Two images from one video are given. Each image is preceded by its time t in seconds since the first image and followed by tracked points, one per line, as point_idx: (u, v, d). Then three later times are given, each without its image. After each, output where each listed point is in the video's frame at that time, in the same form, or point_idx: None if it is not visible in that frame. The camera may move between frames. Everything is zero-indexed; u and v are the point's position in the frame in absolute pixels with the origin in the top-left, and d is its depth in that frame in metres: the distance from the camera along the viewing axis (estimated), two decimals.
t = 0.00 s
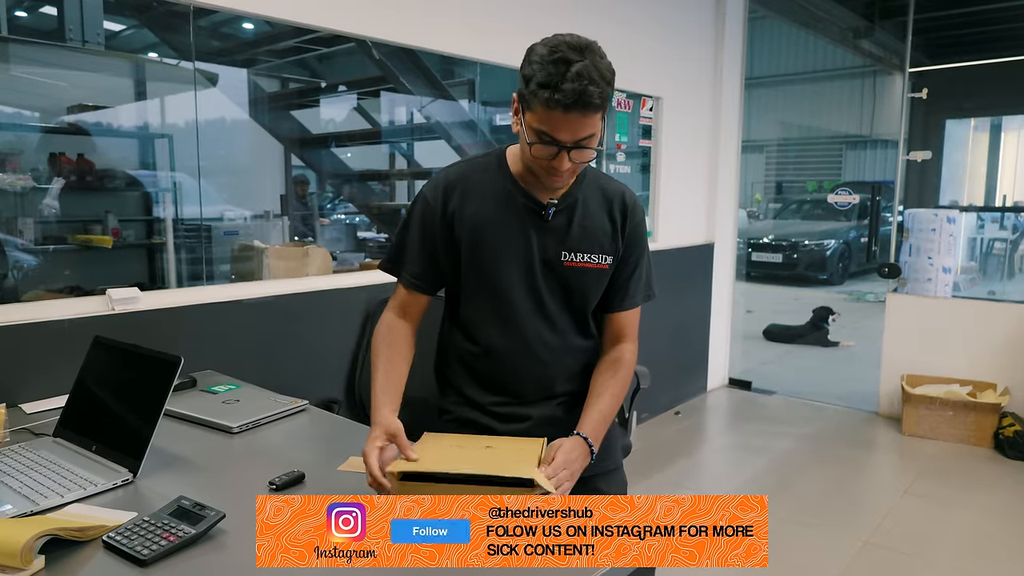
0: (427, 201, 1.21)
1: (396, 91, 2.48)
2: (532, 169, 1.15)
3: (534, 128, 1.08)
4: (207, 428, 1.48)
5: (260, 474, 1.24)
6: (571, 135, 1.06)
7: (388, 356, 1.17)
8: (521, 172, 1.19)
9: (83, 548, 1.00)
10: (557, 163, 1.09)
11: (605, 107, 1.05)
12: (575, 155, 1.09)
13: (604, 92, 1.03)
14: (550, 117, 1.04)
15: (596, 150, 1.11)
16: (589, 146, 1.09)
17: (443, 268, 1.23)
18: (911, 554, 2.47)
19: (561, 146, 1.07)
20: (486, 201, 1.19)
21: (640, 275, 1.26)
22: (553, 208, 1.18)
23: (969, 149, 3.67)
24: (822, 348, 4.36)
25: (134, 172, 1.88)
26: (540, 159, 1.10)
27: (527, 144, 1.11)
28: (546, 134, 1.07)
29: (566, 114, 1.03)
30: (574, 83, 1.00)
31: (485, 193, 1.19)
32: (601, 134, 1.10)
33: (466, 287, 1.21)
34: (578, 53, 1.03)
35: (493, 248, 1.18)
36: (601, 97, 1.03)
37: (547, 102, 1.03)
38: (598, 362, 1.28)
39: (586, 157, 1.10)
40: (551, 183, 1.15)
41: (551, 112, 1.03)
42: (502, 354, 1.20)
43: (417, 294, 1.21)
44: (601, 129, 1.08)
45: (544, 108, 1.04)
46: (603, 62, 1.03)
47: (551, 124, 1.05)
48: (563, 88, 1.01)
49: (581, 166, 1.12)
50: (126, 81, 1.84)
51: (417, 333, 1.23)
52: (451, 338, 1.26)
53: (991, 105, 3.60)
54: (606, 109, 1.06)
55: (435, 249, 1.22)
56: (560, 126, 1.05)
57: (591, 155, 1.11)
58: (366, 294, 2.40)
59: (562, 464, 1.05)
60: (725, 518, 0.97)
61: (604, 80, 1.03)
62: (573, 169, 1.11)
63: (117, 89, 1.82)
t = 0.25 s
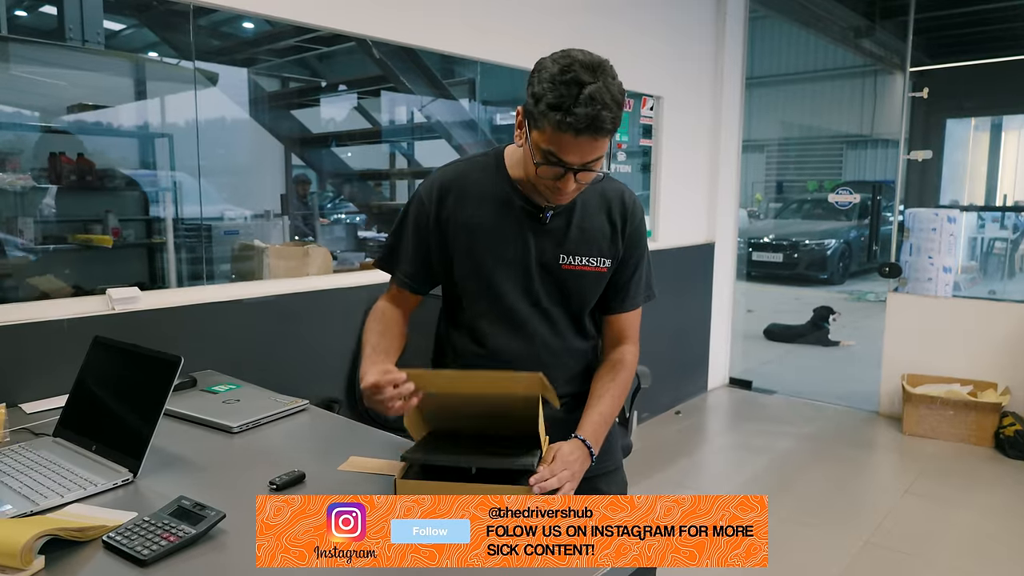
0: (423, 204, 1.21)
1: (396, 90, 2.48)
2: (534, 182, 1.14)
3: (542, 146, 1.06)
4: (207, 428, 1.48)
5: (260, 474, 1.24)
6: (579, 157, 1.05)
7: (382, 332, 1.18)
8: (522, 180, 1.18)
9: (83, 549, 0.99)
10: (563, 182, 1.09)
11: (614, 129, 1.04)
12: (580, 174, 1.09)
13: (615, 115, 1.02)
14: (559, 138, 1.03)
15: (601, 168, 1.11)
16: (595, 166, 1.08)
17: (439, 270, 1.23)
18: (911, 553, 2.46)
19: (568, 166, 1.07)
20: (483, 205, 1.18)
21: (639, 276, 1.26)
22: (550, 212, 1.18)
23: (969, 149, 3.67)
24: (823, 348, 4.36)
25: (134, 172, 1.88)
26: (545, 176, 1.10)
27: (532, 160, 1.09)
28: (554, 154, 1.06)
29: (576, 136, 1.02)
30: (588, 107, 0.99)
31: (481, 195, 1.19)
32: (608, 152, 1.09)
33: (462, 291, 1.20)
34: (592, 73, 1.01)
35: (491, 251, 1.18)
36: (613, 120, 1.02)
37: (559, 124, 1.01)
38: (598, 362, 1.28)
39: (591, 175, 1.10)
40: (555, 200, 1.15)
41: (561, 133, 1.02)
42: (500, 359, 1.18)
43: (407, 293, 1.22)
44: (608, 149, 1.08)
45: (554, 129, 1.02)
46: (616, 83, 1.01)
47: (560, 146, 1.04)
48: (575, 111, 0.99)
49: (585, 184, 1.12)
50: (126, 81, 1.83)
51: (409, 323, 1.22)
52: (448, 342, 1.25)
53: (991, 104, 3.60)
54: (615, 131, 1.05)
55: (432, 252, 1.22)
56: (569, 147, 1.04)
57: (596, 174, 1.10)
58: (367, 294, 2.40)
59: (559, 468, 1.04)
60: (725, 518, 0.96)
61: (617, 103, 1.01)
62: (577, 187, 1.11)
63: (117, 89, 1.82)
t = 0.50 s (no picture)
0: (423, 208, 1.22)
1: (396, 89, 2.47)
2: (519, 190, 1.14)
3: (519, 157, 1.05)
4: (208, 428, 1.47)
5: (262, 475, 1.24)
6: (553, 172, 1.03)
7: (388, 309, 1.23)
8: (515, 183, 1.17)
9: (83, 550, 0.99)
10: (539, 195, 1.08)
11: (592, 146, 1.01)
12: (558, 188, 1.07)
13: (591, 133, 0.98)
14: (532, 153, 1.01)
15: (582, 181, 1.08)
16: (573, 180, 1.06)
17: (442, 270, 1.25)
18: (912, 553, 2.46)
19: (543, 181, 1.05)
20: (481, 209, 1.18)
21: (647, 274, 1.22)
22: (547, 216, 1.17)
23: (969, 148, 3.67)
24: (823, 347, 4.36)
25: (134, 171, 1.87)
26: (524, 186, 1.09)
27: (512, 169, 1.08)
28: (529, 167, 1.04)
29: (547, 154, 1.00)
30: (558, 127, 0.96)
31: (481, 199, 1.18)
32: (587, 166, 1.06)
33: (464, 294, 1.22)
34: (570, 87, 0.97)
35: (489, 256, 1.19)
36: (587, 139, 0.98)
37: (530, 140, 0.99)
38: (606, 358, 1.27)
39: (570, 189, 1.08)
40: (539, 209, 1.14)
41: (533, 148, 1.00)
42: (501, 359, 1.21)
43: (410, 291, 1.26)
44: (587, 164, 1.04)
45: (526, 144, 1.00)
46: (595, 99, 0.97)
47: (533, 160, 1.02)
48: (546, 127, 0.97)
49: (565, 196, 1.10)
50: (126, 80, 1.83)
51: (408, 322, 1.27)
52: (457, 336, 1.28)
53: (991, 104, 3.59)
54: (594, 147, 1.01)
55: (434, 254, 1.24)
56: (542, 162, 1.02)
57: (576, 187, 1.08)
58: (368, 293, 2.40)
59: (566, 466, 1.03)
60: (725, 518, 0.95)
61: (593, 121, 0.97)
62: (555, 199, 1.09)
63: (116, 88, 1.81)
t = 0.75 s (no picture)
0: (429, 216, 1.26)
1: (397, 88, 2.46)
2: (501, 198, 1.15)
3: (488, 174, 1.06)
4: (209, 429, 1.46)
5: (264, 476, 1.23)
6: (516, 192, 1.04)
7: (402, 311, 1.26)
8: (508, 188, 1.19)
9: (84, 554, 0.98)
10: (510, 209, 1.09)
11: (552, 168, 0.99)
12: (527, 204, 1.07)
13: (548, 156, 0.97)
14: (494, 174, 1.02)
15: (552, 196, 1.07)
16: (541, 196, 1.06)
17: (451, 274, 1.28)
18: (914, 553, 2.45)
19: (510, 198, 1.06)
20: (478, 216, 1.20)
21: (656, 273, 1.17)
22: (542, 219, 1.17)
23: (969, 148, 3.67)
24: (823, 347, 4.36)
25: (133, 170, 1.86)
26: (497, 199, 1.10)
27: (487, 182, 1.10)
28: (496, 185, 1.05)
29: (506, 177, 1.00)
30: (509, 153, 0.95)
31: (480, 205, 1.20)
32: (556, 183, 1.05)
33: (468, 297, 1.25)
34: (525, 109, 0.96)
35: (488, 262, 1.21)
36: (543, 163, 0.97)
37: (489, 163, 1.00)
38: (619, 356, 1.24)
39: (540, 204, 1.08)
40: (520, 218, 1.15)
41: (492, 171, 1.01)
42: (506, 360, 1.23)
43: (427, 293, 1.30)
44: (552, 183, 1.03)
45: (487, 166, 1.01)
46: (551, 124, 0.95)
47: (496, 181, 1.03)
48: (500, 152, 0.97)
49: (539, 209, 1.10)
50: (125, 78, 1.82)
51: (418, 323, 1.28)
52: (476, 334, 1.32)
53: (992, 104, 3.59)
54: (555, 168, 1.00)
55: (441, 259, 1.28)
56: (503, 183, 1.02)
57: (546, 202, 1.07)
58: (369, 293, 2.39)
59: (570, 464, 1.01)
60: (725, 518, 0.94)
61: (547, 147, 0.96)
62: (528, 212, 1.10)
63: (115, 86, 1.80)
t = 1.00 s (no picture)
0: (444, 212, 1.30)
1: (397, 86, 2.46)
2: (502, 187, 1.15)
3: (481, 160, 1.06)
4: (208, 431, 1.44)
5: (265, 479, 1.21)
6: (507, 173, 1.02)
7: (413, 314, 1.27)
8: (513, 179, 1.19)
9: (81, 560, 0.96)
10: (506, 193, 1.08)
11: (537, 145, 0.98)
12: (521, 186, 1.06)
13: (530, 132, 0.95)
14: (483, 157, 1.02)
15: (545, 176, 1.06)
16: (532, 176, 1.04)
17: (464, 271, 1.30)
18: (914, 553, 2.45)
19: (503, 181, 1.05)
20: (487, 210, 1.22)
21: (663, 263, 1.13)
22: (544, 210, 1.17)
23: (966, 148, 3.67)
24: (821, 346, 4.36)
25: (128, 168, 1.84)
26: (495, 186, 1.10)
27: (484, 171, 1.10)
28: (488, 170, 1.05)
29: (493, 158, 0.99)
30: (491, 131, 0.95)
31: (489, 200, 1.22)
32: (547, 162, 1.03)
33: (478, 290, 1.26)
34: (507, 90, 0.95)
35: (496, 253, 1.22)
36: (525, 139, 0.96)
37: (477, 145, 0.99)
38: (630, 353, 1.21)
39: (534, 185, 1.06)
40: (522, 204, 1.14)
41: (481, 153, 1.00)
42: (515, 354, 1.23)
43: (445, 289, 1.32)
44: (541, 161, 1.02)
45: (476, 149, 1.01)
46: (529, 99, 0.94)
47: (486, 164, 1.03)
48: (484, 132, 0.96)
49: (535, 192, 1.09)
50: (121, 75, 1.79)
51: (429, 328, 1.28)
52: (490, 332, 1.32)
53: (990, 104, 3.59)
54: (540, 144, 0.98)
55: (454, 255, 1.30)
56: (493, 165, 1.02)
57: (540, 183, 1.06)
58: (369, 292, 2.37)
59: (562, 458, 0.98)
60: (724, 518, 0.93)
61: (526, 122, 0.94)
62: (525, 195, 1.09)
63: (111, 83, 1.77)
